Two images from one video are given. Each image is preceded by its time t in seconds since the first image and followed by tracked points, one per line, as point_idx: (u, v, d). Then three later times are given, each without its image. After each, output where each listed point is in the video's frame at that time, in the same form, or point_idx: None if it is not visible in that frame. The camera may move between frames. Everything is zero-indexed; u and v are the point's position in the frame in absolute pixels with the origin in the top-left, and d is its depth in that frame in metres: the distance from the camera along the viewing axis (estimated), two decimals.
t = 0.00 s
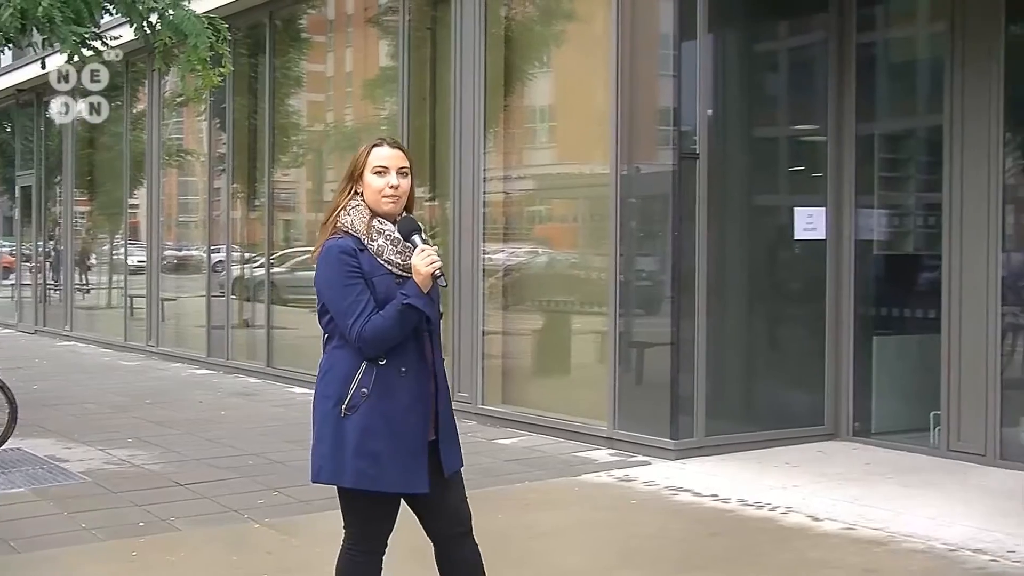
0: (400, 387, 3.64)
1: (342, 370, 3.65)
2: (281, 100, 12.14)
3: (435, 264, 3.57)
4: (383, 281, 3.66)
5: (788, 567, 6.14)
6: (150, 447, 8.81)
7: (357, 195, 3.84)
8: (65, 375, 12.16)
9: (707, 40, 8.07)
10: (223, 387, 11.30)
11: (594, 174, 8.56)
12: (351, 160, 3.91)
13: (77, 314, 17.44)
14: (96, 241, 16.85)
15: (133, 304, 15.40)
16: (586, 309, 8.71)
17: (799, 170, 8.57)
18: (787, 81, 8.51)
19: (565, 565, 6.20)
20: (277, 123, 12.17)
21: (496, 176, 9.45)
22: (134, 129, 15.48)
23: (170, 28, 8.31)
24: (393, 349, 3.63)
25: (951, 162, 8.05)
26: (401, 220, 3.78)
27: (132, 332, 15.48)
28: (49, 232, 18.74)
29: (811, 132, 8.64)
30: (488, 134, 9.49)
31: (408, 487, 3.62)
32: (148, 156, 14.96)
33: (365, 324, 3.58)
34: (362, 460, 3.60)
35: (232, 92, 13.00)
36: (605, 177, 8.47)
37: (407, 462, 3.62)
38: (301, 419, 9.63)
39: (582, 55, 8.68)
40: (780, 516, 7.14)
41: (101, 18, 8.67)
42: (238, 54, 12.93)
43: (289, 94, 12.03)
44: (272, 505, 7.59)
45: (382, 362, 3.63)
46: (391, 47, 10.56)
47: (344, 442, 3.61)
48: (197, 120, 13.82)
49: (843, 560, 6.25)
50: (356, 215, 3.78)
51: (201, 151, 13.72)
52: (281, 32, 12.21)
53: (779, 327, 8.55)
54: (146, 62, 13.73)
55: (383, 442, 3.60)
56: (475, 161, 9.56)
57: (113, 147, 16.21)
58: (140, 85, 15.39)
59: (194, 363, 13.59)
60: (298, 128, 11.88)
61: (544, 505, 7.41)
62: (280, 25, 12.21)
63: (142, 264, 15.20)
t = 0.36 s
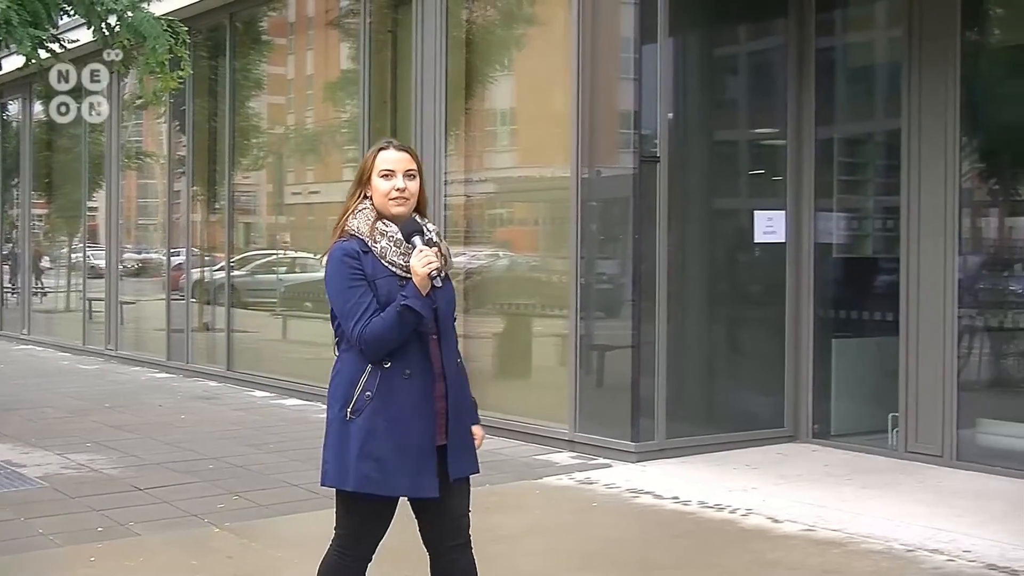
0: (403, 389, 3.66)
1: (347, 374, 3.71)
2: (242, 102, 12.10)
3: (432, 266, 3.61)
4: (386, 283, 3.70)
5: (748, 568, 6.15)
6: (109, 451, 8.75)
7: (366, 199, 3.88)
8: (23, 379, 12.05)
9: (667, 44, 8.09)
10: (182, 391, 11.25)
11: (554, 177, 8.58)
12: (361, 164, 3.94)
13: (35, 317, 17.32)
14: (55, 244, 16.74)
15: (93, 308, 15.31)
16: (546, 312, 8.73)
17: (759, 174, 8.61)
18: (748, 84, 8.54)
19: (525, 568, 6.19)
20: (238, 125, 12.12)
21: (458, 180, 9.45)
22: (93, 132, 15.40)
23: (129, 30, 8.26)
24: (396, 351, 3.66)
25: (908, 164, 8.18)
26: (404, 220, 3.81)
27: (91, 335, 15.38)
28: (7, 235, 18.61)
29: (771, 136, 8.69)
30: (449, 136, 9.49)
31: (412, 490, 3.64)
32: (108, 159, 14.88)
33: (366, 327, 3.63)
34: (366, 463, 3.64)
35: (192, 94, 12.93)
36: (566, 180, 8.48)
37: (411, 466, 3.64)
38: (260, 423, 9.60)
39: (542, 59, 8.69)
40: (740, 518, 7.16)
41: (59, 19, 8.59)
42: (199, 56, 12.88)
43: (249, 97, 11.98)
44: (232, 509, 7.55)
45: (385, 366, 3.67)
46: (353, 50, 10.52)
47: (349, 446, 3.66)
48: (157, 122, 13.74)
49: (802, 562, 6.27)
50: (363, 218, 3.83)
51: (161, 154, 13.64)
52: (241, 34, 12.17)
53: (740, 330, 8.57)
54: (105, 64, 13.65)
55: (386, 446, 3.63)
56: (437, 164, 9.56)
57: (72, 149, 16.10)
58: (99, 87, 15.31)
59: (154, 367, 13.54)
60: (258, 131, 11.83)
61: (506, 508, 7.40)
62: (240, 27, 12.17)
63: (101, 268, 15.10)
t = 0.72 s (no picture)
0: (419, 385, 3.63)
1: (364, 371, 3.68)
2: (206, 104, 12.05)
3: (444, 262, 3.56)
4: (400, 279, 3.68)
5: (712, 570, 6.17)
6: (72, 455, 8.69)
7: (383, 198, 3.86)
8: None
9: (632, 47, 8.12)
10: (146, 394, 11.20)
11: (519, 179, 8.59)
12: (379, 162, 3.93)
13: None
14: (16, 246, 16.64)
15: (56, 310, 15.22)
16: (512, 314, 8.76)
17: (723, 176, 8.64)
18: (712, 87, 8.57)
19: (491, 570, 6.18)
20: (202, 127, 12.07)
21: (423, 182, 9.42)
22: (56, 133, 15.33)
23: (91, 32, 8.20)
24: (411, 348, 3.63)
25: (872, 167, 8.26)
26: (418, 218, 3.78)
27: (53, 338, 15.30)
28: None
29: (736, 138, 8.73)
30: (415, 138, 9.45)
31: (431, 487, 3.59)
32: (71, 161, 14.80)
33: (380, 324, 3.60)
34: (384, 461, 3.61)
35: (155, 95, 12.87)
36: (531, 183, 8.49)
37: (429, 463, 3.60)
38: (225, 426, 9.56)
39: (506, 61, 8.70)
40: (705, 520, 7.18)
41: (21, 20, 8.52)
42: (163, 57, 12.82)
43: (213, 99, 11.93)
44: (196, 513, 7.50)
45: (401, 362, 3.63)
46: (317, 52, 10.46)
47: (366, 444, 3.64)
48: (120, 124, 13.66)
49: (766, 563, 6.29)
50: (379, 217, 3.81)
51: (124, 156, 13.57)
52: (205, 36, 12.13)
53: (705, 332, 8.60)
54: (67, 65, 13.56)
55: (403, 442, 3.59)
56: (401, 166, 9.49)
57: (35, 151, 16.00)
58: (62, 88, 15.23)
59: (117, 370, 13.48)
60: (222, 133, 11.79)
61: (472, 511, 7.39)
62: (204, 29, 12.12)
63: (64, 270, 15.02)
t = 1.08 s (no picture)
0: (416, 391, 3.61)
1: (361, 374, 3.67)
2: (165, 109, 12.01)
3: (447, 268, 3.54)
4: (401, 284, 3.65)
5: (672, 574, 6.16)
6: (28, 462, 8.61)
7: (385, 202, 3.83)
8: None
9: (593, 53, 8.14)
10: (105, 401, 11.13)
11: (480, 184, 8.59)
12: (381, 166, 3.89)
13: None
14: None
15: (13, 316, 15.12)
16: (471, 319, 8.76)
17: (683, 182, 8.68)
18: (672, 93, 8.62)
19: None
20: (161, 132, 12.03)
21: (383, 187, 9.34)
22: (14, 137, 15.24)
23: (49, 36, 8.13)
24: (410, 353, 3.61)
25: (830, 172, 8.33)
26: (421, 222, 3.76)
27: (10, 344, 15.19)
28: None
29: (695, 145, 8.78)
30: (375, 144, 9.42)
31: (426, 493, 3.59)
32: (29, 166, 14.71)
33: (379, 328, 3.58)
34: (379, 464, 3.60)
35: (113, 100, 12.81)
36: (492, 188, 8.49)
37: (424, 468, 3.59)
38: (184, 432, 9.51)
39: (467, 67, 8.70)
40: (665, 525, 7.18)
41: None
42: (122, 62, 12.76)
43: (173, 103, 11.89)
44: (154, 520, 7.44)
45: (399, 367, 3.62)
46: (278, 57, 10.43)
47: (362, 446, 3.63)
48: (79, 128, 13.57)
49: (725, 567, 6.30)
50: (381, 221, 3.79)
51: (82, 160, 13.48)
52: (165, 40, 12.08)
53: (665, 338, 8.63)
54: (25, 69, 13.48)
55: (398, 447, 3.58)
56: (362, 171, 9.45)
57: None
58: (19, 92, 15.13)
59: (75, 376, 13.40)
60: (182, 138, 11.74)
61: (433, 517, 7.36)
62: (164, 33, 12.08)
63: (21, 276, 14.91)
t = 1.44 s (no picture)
0: (408, 404, 3.62)
1: (349, 386, 3.64)
2: (123, 117, 11.95)
3: (449, 282, 3.54)
4: (392, 296, 3.66)
5: None
6: None
7: (369, 213, 3.84)
8: None
9: (552, 62, 8.16)
10: (61, 411, 11.04)
11: (439, 193, 8.58)
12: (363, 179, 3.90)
13: None
14: None
15: None
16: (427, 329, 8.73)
17: (642, 191, 8.71)
18: (631, 103, 8.66)
19: None
20: (119, 140, 11.96)
21: (342, 196, 9.31)
22: None
23: (4, 41, 8.05)
24: (403, 366, 3.61)
25: (787, 180, 8.38)
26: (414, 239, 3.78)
27: None
28: None
29: (654, 154, 8.82)
30: (334, 153, 9.39)
31: (419, 507, 3.59)
32: None
33: (373, 340, 3.56)
34: (371, 478, 3.58)
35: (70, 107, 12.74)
36: (452, 197, 8.48)
37: (417, 481, 3.59)
38: (141, 442, 9.45)
39: (426, 75, 8.70)
40: (624, 533, 7.18)
41: None
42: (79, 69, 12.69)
43: (131, 111, 11.83)
44: (110, 530, 7.36)
45: (391, 379, 3.61)
46: (237, 65, 10.40)
47: (353, 460, 3.60)
48: (35, 136, 13.47)
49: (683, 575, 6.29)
50: (366, 232, 3.77)
51: (39, 169, 13.38)
52: (122, 47, 12.02)
53: (625, 346, 8.65)
54: None
55: (392, 461, 3.58)
56: (321, 180, 9.42)
57: None
58: None
59: (31, 386, 13.29)
60: (139, 146, 11.67)
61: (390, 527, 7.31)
62: (122, 40, 12.01)
63: None
